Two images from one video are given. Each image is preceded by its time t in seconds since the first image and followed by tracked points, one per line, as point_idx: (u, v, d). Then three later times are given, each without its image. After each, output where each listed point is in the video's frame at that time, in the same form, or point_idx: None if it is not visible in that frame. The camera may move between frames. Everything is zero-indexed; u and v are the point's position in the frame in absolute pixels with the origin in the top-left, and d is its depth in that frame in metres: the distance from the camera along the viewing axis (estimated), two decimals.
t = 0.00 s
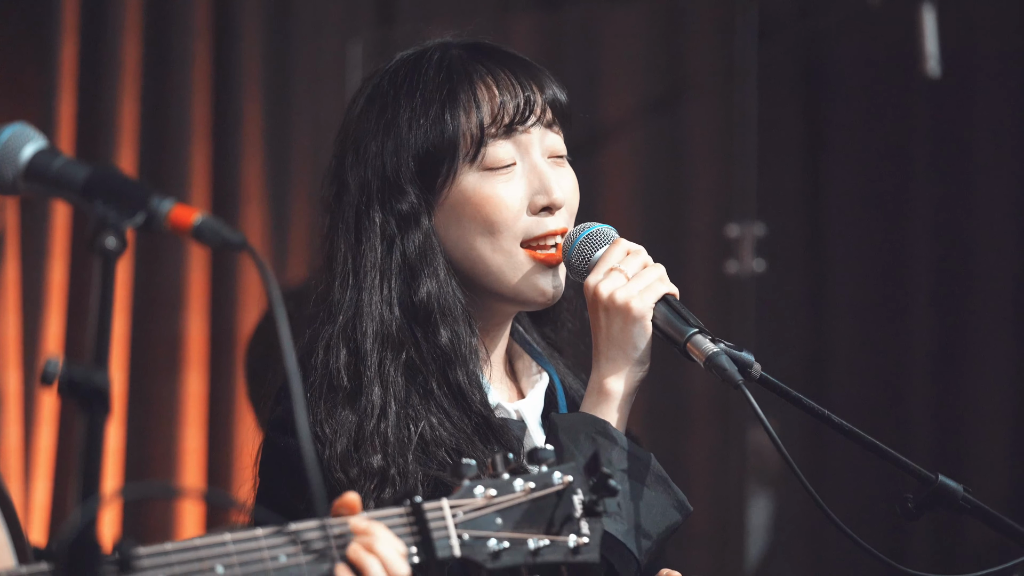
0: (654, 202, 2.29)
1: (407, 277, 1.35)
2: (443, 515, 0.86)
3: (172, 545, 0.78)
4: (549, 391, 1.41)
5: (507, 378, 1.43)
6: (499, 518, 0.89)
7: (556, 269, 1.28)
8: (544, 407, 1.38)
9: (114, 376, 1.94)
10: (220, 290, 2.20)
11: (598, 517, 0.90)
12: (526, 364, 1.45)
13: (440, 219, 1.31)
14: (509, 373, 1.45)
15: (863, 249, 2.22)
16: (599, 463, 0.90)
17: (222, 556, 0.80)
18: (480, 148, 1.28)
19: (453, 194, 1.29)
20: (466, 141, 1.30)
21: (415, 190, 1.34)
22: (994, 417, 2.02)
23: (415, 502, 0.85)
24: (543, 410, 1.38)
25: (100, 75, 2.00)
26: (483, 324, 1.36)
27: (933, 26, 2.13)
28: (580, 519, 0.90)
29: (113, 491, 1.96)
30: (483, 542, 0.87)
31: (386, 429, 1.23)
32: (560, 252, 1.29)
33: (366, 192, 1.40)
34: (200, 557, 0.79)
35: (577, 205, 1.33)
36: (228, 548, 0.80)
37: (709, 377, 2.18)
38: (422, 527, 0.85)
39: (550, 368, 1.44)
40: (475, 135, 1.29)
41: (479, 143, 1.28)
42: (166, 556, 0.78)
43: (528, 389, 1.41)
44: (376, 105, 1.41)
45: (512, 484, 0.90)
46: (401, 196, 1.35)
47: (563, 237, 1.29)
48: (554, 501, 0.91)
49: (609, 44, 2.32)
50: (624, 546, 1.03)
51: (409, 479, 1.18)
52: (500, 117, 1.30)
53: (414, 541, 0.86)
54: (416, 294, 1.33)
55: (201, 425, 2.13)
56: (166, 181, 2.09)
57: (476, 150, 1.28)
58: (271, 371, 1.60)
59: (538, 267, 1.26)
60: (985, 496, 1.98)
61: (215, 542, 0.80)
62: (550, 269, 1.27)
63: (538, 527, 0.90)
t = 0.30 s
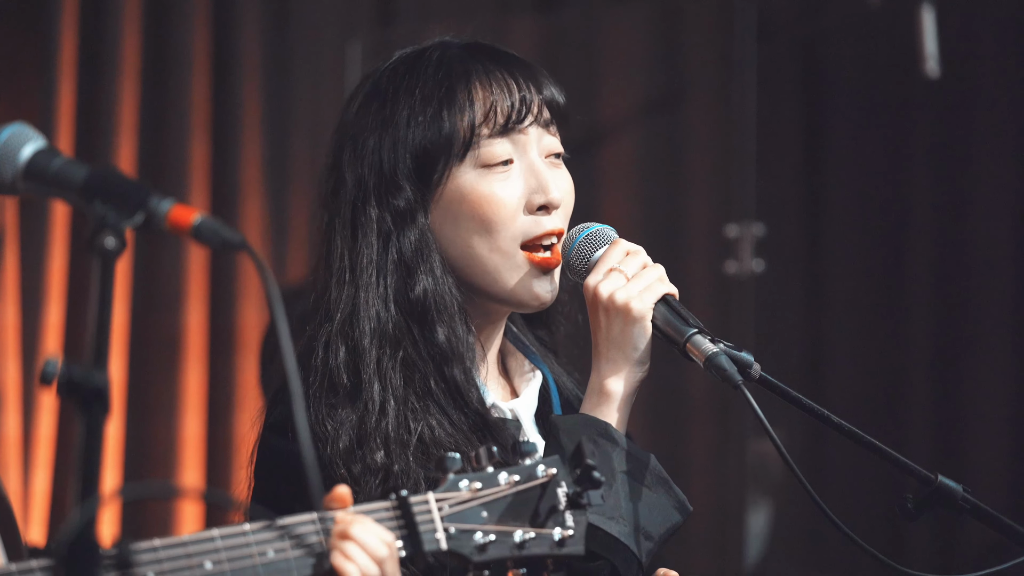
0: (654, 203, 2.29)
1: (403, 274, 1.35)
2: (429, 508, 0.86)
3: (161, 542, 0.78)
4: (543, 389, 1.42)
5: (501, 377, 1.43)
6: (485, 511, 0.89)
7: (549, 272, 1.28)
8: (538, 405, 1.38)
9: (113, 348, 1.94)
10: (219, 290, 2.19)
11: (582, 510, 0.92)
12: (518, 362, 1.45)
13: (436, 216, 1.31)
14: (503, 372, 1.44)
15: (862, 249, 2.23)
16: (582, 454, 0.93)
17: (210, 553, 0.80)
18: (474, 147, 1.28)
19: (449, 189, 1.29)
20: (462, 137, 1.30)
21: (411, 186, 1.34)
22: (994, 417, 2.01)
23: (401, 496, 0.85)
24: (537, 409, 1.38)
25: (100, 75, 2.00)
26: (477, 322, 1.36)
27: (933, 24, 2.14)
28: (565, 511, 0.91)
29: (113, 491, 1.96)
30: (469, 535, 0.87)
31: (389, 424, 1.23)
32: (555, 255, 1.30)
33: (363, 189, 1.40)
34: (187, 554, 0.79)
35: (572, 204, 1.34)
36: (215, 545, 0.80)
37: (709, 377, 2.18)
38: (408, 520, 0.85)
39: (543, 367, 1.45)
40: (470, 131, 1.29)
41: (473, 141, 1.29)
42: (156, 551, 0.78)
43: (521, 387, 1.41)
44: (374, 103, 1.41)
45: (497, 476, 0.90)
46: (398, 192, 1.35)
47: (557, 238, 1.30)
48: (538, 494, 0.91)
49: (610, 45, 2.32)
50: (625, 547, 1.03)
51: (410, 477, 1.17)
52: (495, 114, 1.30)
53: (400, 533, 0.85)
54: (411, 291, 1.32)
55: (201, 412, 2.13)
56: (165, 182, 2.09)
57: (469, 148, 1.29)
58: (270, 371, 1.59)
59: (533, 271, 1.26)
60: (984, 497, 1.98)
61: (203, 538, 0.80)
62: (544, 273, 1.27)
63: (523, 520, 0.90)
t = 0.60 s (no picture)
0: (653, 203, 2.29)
1: (411, 263, 1.34)
2: (445, 518, 0.86)
3: (174, 550, 0.78)
4: (537, 387, 1.41)
5: (495, 377, 1.44)
6: (501, 522, 0.88)
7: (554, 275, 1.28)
8: (532, 405, 1.38)
9: (112, 341, 1.95)
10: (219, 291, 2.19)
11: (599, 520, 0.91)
12: (512, 362, 1.46)
13: (445, 208, 1.32)
14: (497, 371, 1.46)
15: (861, 249, 2.23)
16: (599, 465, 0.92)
17: (224, 562, 0.80)
18: (483, 137, 1.30)
19: (458, 181, 1.30)
20: (472, 128, 1.31)
21: (420, 177, 1.34)
22: (994, 417, 2.01)
23: (416, 505, 0.85)
24: (531, 409, 1.37)
25: (99, 76, 2.00)
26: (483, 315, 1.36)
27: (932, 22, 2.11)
28: (581, 522, 0.90)
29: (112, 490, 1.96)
30: (484, 546, 0.86)
31: (387, 424, 1.24)
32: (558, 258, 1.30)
33: (367, 184, 1.40)
34: (199, 563, 0.79)
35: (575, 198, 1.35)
36: (229, 553, 0.80)
37: (709, 377, 2.18)
38: (424, 529, 0.85)
39: (536, 365, 1.45)
40: (481, 121, 1.31)
41: (484, 128, 1.30)
42: (167, 561, 0.78)
43: (515, 386, 1.42)
44: (376, 99, 1.41)
45: (514, 486, 0.90)
46: (405, 184, 1.35)
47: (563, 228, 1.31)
48: (555, 504, 0.90)
49: (609, 45, 2.32)
50: (626, 548, 1.04)
51: (408, 479, 1.18)
52: (507, 106, 1.33)
53: (415, 542, 0.85)
54: (419, 282, 1.33)
55: (202, 401, 2.13)
56: (163, 182, 2.09)
57: (480, 138, 1.30)
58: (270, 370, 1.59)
59: (539, 269, 1.27)
60: (984, 497, 1.98)
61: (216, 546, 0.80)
62: (549, 273, 1.27)
63: (539, 530, 0.89)
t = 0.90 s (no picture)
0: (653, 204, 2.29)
1: (409, 262, 1.35)
2: (449, 520, 0.86)
3: (177, 550, 0.79)
4: (531, 387, 1.43)
5: (489, 376, 1.44)
6: (505, 523, 0.88)
7: (546, 263, 1.27)
8: (527, 404, 1.39)
9: (112, 336, 1.95)
10: (219, 291, 2.19)
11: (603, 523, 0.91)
12: (506, 361, 1.47)
13: (445, 206, 1.32)
14: (491, 370, 1.45)
15: (861, 249, 2.23)
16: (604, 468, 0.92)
17: (227, 562, 0.80)
18: (488, 141, 1.30)
19: (460, 181, 1.30)
20: (478, 127, 1.32)
21: (421, 174, 1.34)
22: (993, 417, 2.02)
23: (421, 506, 0.85)
24: (526, 410, 1.39)
25: (99, 78, 2.00)
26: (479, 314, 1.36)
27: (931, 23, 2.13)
28: (586, 525, 0.90)
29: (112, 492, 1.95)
30: (488, 547, 0.86)
31: (385, 422, 1.24)
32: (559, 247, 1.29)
33: (369, 178, 1.40)
34: (203, 564, 0.79)
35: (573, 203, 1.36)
36: (232, 553, 0.80)
37: (708, 377, 2.18)
38: (427, 531, 0.85)
39: (530, 365, 1.47)
40: (488, 121, 1.31)
41: (491, 129, 1.31)
42: (170, 559, 0.78)
43: (508, 386, 1.43)
44: (383, 91, 1.41)
45: (518, 488, 0.90)
46: (407, 180, 1.35)
47: (560, 236, 1.30)
48: (560, 506, 0.91)
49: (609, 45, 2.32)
50: (626, 548, 1.04)
51: (406, 479, 1.18)
52: (515, 108, 1.33)
53: (418, 545, 0.85)
54: (417, 280, 1.33)
55: (202, 399, 2.13)
56: (164, 183, 2.09)
57: (486, 140, 1.30)
58: (268, 369, 1.59)
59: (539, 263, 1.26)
60: (983, 497, 1.98)
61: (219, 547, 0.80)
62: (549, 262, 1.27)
63: (543, 532, 0.89)
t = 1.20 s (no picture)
0: (655, 206, 2.28)
1: (413, 259, 1.35)
2: (437, 511, 0.86)
3: (166, 546, 0.78)
4: (531, 388, 1.43)
5: (490, 376, 1.45)
6: (494, 513, 0.88)
7: (546, 275, 1.28)
8: (527, 406, 1.40)
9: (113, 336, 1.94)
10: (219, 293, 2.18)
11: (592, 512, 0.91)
12: (506, 362, 1.47)
13: (446, 203, 1.32)
14: (491, 372, 1.45)
15: (862, 252, 2.22)
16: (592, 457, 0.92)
17: (216, 556, 0.80)
18: (488, 137, 1.30)
19: (460, 178, 1.30)
20: (479, 125, 1.32)
21: (422, 170, 1.34)
22: (993, 420, 2.02)
23: (409, 498, 0.86)
24: (525, 410, 1.39)
25: (100, 80, 2.00)
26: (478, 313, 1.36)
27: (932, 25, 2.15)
28: (574, 514, 0.89)
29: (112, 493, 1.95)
30: (476, 537, 0.86)
31: (388, 419, 1.24)
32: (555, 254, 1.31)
33: (372, 175, 1.40)
34: (192, 562, 0.79)
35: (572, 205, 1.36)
36: (221, 547, 0.80)
37: (709, 380, 2.18)
38: (415, 523, 0.85)
39: (530, 366, 1.47)
40: (488, 119, 1.31)
41: (490, 127, 1.31)
42: (160, 556, 0.78)
43: (508, 386, 1.43)
44: (386, 88, 1.41)
45: (505, 479, 0.90)
46: (409, 176, 1.35)
47: (559, 236, 1.31)
48: (547, 496, 0.90)
49: (610, 47, 2.32)
50: (628, 550, 1.03)
51: (409, 475, 1.18)
52: (515, 107, 1.33)
53: (407, 537, 0.85)
54: (422, 277, 1.33)
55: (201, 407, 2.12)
56: (164, 185, 2.09)
57: (485, 136, 1.30)
58: (268, 372, 1.59)
59: (536, 272, 1.27)
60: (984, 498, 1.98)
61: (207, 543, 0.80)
62: (545, 275, 1.27)
63: (531, 522, 0.89)
